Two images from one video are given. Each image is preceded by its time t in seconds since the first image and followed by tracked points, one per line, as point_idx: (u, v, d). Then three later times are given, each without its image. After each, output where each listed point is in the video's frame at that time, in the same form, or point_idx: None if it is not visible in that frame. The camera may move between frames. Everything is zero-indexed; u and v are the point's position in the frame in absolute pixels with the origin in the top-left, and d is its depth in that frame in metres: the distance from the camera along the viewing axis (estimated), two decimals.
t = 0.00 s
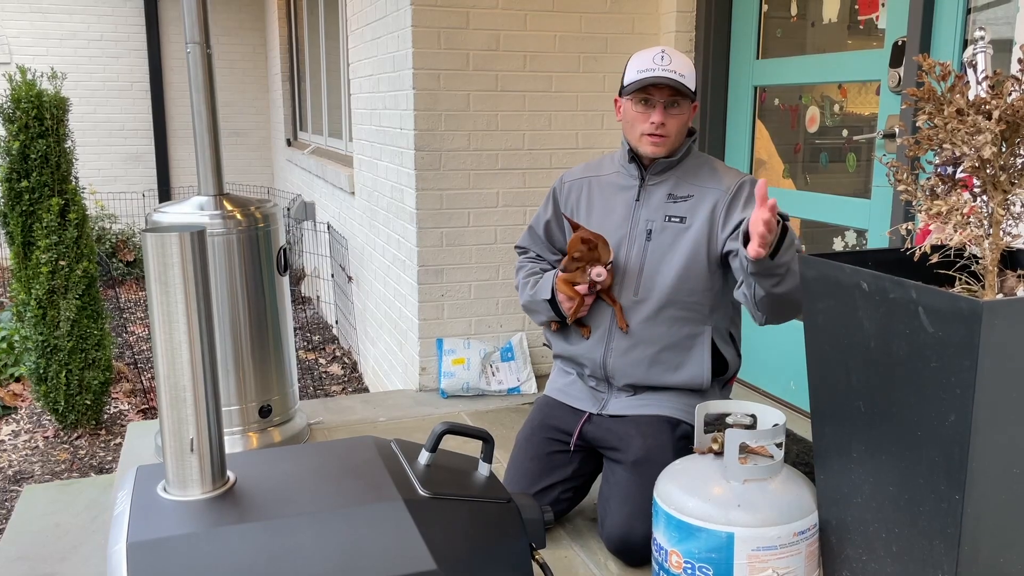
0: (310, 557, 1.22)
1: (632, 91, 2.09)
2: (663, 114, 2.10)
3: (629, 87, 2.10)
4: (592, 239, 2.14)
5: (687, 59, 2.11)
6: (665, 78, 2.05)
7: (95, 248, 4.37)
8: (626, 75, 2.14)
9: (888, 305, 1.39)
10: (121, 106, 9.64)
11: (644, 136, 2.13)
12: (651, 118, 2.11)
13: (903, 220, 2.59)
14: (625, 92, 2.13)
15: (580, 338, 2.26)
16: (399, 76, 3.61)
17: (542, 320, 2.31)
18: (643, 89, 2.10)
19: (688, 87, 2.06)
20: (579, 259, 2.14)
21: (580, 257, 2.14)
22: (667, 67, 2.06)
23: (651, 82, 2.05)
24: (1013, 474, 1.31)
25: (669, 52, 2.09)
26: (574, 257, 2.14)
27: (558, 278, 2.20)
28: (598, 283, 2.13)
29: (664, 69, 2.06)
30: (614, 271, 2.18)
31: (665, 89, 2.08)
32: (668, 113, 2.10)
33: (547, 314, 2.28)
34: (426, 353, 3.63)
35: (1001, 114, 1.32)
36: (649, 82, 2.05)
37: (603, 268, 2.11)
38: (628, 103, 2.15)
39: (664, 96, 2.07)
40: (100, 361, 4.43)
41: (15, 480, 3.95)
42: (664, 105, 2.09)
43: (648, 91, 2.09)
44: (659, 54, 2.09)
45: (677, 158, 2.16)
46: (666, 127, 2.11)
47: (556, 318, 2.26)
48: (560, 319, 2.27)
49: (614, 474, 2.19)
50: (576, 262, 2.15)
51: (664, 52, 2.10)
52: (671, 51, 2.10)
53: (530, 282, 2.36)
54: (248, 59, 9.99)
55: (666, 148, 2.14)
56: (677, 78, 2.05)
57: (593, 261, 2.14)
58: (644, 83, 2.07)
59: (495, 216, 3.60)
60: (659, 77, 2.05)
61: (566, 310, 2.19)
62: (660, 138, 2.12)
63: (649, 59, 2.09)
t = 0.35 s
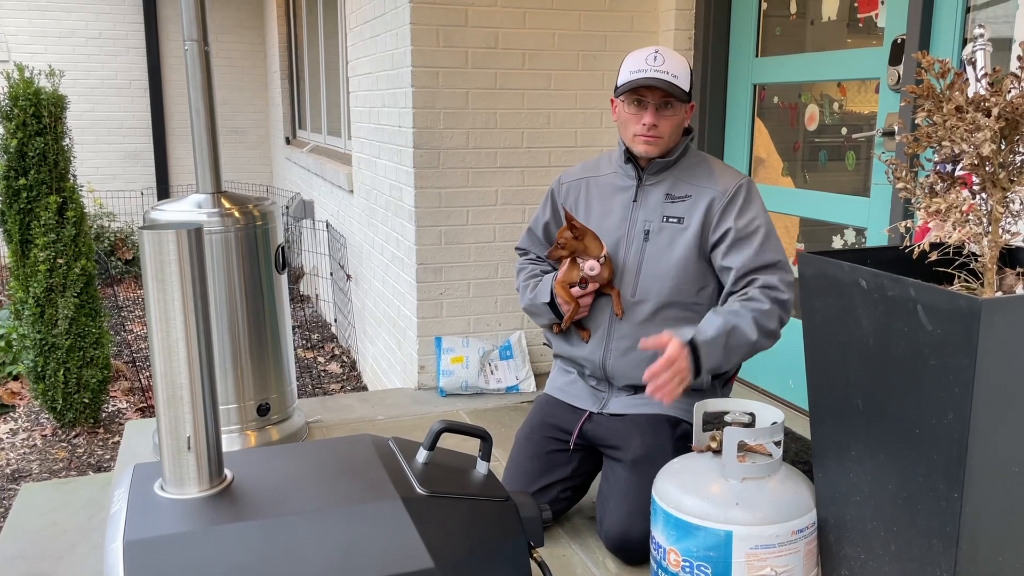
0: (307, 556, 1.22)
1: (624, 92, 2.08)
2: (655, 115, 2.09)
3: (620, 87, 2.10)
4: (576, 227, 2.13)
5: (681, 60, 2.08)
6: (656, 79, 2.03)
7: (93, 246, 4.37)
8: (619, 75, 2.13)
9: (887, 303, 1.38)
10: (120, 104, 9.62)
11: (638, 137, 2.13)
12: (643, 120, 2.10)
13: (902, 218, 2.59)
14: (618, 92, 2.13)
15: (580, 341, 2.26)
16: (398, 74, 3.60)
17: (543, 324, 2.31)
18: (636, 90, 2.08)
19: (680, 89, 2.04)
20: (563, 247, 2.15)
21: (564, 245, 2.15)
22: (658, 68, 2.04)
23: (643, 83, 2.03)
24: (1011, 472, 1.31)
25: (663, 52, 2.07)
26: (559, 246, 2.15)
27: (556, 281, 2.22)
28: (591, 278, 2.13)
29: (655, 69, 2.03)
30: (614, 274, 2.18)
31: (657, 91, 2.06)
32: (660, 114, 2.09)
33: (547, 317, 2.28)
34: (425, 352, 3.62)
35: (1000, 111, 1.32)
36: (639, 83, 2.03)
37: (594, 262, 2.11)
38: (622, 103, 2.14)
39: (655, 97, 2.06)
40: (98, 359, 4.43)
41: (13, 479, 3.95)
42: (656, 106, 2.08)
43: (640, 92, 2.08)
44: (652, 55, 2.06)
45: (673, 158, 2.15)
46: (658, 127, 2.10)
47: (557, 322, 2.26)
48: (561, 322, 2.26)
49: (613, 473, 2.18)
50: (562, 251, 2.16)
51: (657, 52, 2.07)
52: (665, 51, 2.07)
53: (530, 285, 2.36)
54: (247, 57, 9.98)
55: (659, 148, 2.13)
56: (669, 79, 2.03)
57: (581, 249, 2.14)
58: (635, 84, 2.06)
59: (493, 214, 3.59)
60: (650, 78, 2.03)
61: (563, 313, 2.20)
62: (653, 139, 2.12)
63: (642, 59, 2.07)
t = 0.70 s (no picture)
0: (305, 552, 1.22)
1: (626, 86, 2.06)
2: (657, 109, 2.07)
3: (622, 82, 2.08)
4: (576, 222, 2.14)
5: (683, 52, 2.07)
6: (659, 72, 2.01)
7: (90, 242, 4.36)
8: (621, 70, 2.11)
9: (886, 298, 1.38)
10: (117, 100, 9.60)
11: (639, 131, 2.11)
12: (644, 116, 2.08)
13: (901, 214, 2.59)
14: (620, 87, 2.11)
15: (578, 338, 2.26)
16: (396, 70, 3.59)
17: (541, 318, 2.31)
18: (638, 84, 2.07)
19: (684, 82, 2.03)
20: (563, 241, 2.16)
21: (565, 241, 2.16)
22: (661, 62, 2.02)
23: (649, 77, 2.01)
24: (1010, 468, 1.30)
25: (664, 46, 2.06)
26: (560, 240, 2.16)
27: (554, 276, 2.21)
28: (591, 274, 2.13)
29: (658, 63, 2.02)
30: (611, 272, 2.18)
31: (660, 84, 2.04)
32: (662, 108, 2.07)
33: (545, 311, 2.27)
34: (423, 348, 3.62)
35: (1000, 105, 1.31)
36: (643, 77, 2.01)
37: (593, 258, 2.11)
38: (624, 98, 2.12)
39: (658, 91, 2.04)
40: (96, 355, 4.43)
41: (11, 475, 3.94)
42: (659, 100, 2.06)
43: (643, 86, 2.06)
44: (654, 49, 2.05)
45: (673, 155, 2.14)
46: (661, 122, 2.08)
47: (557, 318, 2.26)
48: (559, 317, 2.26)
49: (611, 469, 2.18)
50: (563, 245, 2.17)
51: (659, 45, 2.06)
52: (666, 44, 2.06)
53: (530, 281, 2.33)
54: (245, 53, 9.96)
55: (661, 143, 2.11)
56: (672, 72, 2.01)
57: (582, 245, 2.14)
58: (638, 78, 2.04)
59: (492, 210, 3.59)
60: (653, 72, 2.01)
61: (563, 307, 2.20)
62: (654, 134, 2.09)
63: (643, 53, 2.05)
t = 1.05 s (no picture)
0: (303, 548, 1.21)
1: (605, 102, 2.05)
2: (636, 125, 2.04)
3: (605, 93, 2.08)
4: (572, 221, 2.15)
5: (668, 59, 2.03)
6: (637, 88, 2.00)
7: (89, 239, 4.36)
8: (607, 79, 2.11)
9: (885, 294, 1.38)
10: (116, 97, 9.58)
11: (623, 143, 2.10)
12: (624, 129, 2.06)
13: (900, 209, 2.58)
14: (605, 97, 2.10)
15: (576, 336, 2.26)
16: (394, 65, 3.58)
17: (539, 317, 2.30)
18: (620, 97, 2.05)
19: (661, 97, 1.99)
20: (559, 241, 2.17)
21: (562, 240, 2.16)
22: (640, 76, 2.01)
23: (622, 101, 1.99)
24: (1008, 464, 1.31)
25: (647, 55, 2.03)
26: (555, 239, 2.17)
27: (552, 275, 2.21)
28: (589, 271, 2.13)
29: (637, 77, 2.01)
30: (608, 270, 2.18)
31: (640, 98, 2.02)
32: (642, 124, 2.04)
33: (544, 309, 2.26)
34: (422, 345, 3.62)
35: (999, 101, 1.31)
36: (620, 93, 2.00)
37: (591, 256, 2.11)
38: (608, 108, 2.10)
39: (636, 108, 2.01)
40: (94, 352, 4.43)
41: (10, 472, 3.94)
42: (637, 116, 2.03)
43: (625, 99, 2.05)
44: (636, 59, 2.03)
45: (670, 154, 2.13)
46: (643, 136, 2.06)
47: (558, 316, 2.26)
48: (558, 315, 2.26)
49: (610, 465, 2.18)
50: (558, 244, 2.17)
51: (641, 55, 2.04)
52: (649, 53, 2.04)
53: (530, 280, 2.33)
54: (244, 50, 9.94)
55: (646, 153, 2.10)
56: (650, 87, 1.99)
57: (577, 241, 2.15)
58: (616, 93, 2.03)
59: (490, 206, 3.58)
60: (630, 88, 2.00)
61: (561, 306, 2.19)
62: (638, 145, 2.08)
63: (626, 65, 2.04)
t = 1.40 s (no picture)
0: (302, 546, 1.21)
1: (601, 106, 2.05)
2: (632, 128, 2.03)
3: (600, 97, 2.08)
4: (564, 220, 2.13)
5: (664, 61, 2.02)
6: (632, 91, 2.00)
7: (88, 236, 4.35)
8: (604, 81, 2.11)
9: (884, 290, 1.38)
10: (115, 93, 9.57)
11: (621, 145, 2.10)
12: (622, 132, 2.06)
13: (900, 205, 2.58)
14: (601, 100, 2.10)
15: (574, 332, 2.25)
16: (394, 62, 3.58)
17: (538, 313, 2.30)
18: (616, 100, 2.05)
19: (657, 99, 1.99)
20: (552, 239, 2.16)
21: (554, 239, 2.15)
22: (635, 79, 2.01)
23: (618, 106, 1.99)
24: (1008, 460, 1.31)
25: (643, 58, 2.03)
26: (549, 239, 2.16)
27: (550, 271, 2.21)
28: (585, 269, 2.12)
29: (632, 81, 2.01)
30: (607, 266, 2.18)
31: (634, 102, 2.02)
32: (638, 126, 2.03)
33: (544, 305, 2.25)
34: (421, 341, 3.61)
35: (998, 97, 1.31)
36: (614, 99, 2.00)
37: (586, 253, 2.10)
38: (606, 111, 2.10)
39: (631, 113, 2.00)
40: (94, 349, 4.43)
41: (10, 469, 3.94)
42: (633, 119, 2.02)
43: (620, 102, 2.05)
44: (631, 63, 2.03)
45: (669, 153, 2.13)
46: (639, 138, 2.06)
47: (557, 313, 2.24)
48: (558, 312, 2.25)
49: (609, 462, 2.18)
50: (552, 243, 2.17)
51: (637, 57, 2.04)
52: (645, 56, 2.04)
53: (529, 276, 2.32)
54: (243, 46, 9.92)
55: (644, 154, 2.11)
56: (645, 90, 1.99)
57: (575, 241, 2.13)
58: (612, 96, 2.03)
59: (490, 203, 3.58)
60: (625, 92, 2.01)
61: (561, 303, 2.19)
62: (635, 148, 2.08)
63: (621, 68, 2.04)
